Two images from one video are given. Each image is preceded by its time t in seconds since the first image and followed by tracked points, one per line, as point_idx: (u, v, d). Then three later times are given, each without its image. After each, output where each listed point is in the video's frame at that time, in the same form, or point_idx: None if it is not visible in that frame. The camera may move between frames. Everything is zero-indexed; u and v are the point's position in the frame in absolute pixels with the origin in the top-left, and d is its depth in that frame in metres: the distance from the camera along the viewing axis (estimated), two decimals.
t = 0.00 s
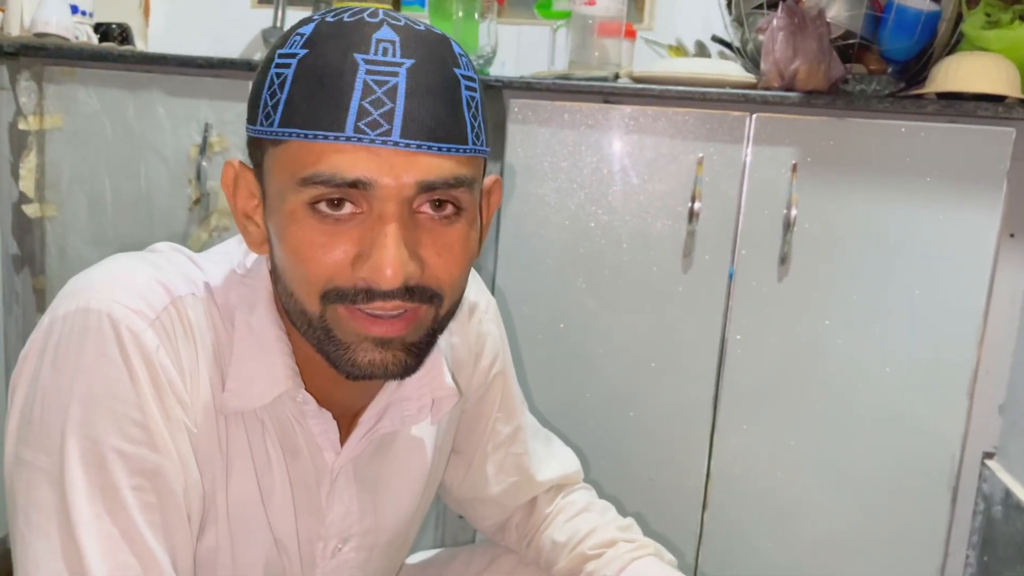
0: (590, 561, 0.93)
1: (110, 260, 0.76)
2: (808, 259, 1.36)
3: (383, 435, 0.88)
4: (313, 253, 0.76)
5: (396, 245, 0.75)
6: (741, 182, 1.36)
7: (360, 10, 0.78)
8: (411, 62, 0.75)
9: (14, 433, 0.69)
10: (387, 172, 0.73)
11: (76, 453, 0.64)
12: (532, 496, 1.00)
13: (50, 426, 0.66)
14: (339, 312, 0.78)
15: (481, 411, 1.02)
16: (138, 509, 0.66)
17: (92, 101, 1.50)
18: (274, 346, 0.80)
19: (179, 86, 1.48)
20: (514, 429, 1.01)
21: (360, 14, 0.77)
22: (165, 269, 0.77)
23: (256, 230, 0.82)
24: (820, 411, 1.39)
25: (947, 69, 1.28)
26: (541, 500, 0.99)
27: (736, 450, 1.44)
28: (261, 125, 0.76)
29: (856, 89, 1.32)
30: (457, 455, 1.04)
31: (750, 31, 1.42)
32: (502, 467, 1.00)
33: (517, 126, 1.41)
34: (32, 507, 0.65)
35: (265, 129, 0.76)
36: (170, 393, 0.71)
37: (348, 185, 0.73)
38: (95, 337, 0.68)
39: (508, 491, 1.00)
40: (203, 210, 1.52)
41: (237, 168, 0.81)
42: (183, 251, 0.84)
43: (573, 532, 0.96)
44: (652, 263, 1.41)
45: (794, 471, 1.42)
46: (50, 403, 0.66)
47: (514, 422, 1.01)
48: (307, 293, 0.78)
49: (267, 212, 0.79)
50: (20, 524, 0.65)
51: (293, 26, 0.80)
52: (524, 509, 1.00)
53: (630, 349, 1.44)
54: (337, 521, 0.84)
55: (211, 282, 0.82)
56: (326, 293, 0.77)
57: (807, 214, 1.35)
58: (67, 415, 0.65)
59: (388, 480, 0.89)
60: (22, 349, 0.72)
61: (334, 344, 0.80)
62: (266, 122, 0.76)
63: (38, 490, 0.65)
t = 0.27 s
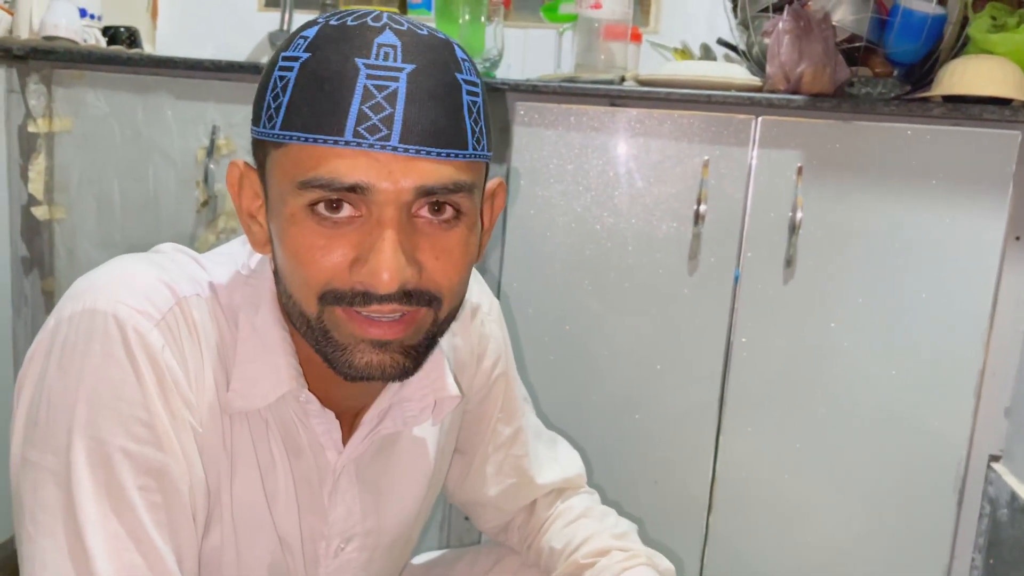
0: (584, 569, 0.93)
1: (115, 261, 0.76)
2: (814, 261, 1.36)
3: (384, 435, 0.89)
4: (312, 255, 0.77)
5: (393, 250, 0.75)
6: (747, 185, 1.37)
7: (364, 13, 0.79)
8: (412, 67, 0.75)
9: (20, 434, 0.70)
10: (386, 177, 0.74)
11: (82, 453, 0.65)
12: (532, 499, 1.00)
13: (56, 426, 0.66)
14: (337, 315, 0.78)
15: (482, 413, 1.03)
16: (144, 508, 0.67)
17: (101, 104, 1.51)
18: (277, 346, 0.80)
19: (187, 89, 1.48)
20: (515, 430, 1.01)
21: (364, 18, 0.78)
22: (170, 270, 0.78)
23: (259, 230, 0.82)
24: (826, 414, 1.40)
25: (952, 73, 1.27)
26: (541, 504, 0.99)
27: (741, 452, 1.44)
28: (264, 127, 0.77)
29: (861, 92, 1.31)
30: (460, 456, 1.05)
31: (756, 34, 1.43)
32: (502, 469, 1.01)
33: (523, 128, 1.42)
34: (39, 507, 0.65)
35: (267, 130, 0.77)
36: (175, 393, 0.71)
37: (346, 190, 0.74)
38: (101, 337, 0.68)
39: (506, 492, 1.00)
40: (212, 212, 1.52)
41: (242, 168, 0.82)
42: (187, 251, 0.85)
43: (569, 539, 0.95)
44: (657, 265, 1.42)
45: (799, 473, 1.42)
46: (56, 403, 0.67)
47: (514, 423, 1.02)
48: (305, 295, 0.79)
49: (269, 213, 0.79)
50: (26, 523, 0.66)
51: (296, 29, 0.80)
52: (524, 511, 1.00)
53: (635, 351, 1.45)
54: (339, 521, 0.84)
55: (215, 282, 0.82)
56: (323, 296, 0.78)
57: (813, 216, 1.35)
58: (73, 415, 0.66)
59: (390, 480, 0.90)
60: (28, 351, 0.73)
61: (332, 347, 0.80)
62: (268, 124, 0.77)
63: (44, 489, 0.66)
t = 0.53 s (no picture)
0: None
1: (115, 261, 0.76)
2: (819, 262, 1.36)
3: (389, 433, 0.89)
4: (311, 256, 0.77)
5: (392, 252, 0.75)
6: (752, 186, 1.36)
7: (365, 12, 0.79)
8: (411, 67, 0.75)
9: (21, 433, 0.69)
10: (385, 178, 0.73)
11: (84, 453, 0.65)
12: (534, 503, 0.99)
13: (57, 427, 0.66)
14: (335, 317, 0.78)
15: (487, 413, 1.03)
16: (145, 508, 0.67)
17: (106, 104, 1.51)
18: (280, 344, 0.80)
19: (192, 89, 1.49)
20: (518, 430, 1.01)
21: (364, 17, 0.78)
22: (171, 269, 0.78)
23: (259, 231, 0.82)
24: (830, 415, 1.39)
25: (958, 75, 1.27)
26: (543, 508, 0.99)
27: (745, 453, 1.43)
28: (263, 126, 0.77)
29: (867, 94, 1.37)
30: (466, 457, 1.05)
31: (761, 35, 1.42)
32: (504, 470, 1.00)
33: (527, 129, 1.42)
34: (40, 507, 0.65)
35: (267, 130, 0.77)
36: (177, 392, 0.71)
37: (345, 190, 0.74)
38: (102, 337, 0.68)
39: (508, 493, 1.00)
40: (215, 213, 1.53)
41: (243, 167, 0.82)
42: (188, 250, 0.85)
43: (569, 545, 0.95)
44: (662, 266, 1.41)
45: (803, 475, 1.42)
46: (58, 403, 0.67)
47: (518, 424, 1.02)
48: (304, 296, 0.79)
49: (269, 213, 0.80)
50: (27, 524, 0.66)
51: (296, 27, 0.80)
52: (528, 515, 1.00)
53: (639, 353, 1.45)
54: (345, 519, 0.83)
55: (216, 281, 0.82)
56: (322, 297, 0.78)
57: (817, 218, 1.35)
58: (74, 415, 0.66)
59: (395, 480, 0.89)
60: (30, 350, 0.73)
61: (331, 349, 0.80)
62: (268, 124, 0.77)
63: (45, 490, 0.65)
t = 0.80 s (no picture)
0: None
1: (106, 264, 0.75)
2: (820, 266, 1.35)
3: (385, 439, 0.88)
4: (306, 256, 0.76)
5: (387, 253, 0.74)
6: (754, 189, 1.36)
7: (365, 14, 0.79)
8: (408, 67, 0.75)
9: (12, 436, 0.69)
10: (381, 177, 0.73)
11: (73, 459, 0.64)
12: (531, 509, 0.98)
13: (47, 431, 0.66)
14: (331, 319, 0.77)
15: (485, 419, 1.02)
16: (134, 515, 0.66)
17: (106, 105, 1.51)
18: (272, 350, 0.80)
19: (192, 90, 1.48)
20: (516, 436, 1.00)
21: (363, 18, 0.78)
22: (163, 272, 0.77)
23: (256, 234, 0.82)
24: (831, 420, 1.39)
25: (961, 78, 1.27)
26: (541, 514, 0.98)
27: (746, 457, 1.43)
28: (260, 126, 0.77)
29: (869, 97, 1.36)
30: (463, 463, 1.05)
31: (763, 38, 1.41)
32: (502, 477, 0.99)
33: (528, 131, 1.41)
34: (29, 513, 0.65)
35: (264, 130, 0.76)
36: (169, 398, 0.70)
37: (340, 189, 0.73)
38: (92, 341, 0.67)
39: (504, 499, 0.99)
40: (214, 214, 1.52)
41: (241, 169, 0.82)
42: (182, 253, 0.84)
43: (567, 550, 0.94)
44: (662, 269, 1.41)
45: (804, 480, 1.41)
46: (48, 407, 0.66)
47: (516, 430, 1.01)
48: (299, 297, 0.78)
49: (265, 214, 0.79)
50: (16, 529, 0.65)
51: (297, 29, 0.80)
52: (526, 521, 0.99)
53: (639, 356, 1.44)
54: (337, 526, 0.83)
55: (210, 285, 0.81)
56: (317, 299, 0.77)
57: (819, 221, 1.34)
58: (64, 420, 0.65)
59: (390, 486, 0.89)
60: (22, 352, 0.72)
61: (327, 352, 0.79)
62: (265, 124, 0.76)
63: (35, 495, 0.65)
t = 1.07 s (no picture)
0: None
1: (100, 268, 0.74)
2: (821, 270, 1.35)
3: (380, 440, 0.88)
4: (312, 244, 0.75)
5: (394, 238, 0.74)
6: (755, 193, 1.35)
7: (369, 12, 0.79)
8: (414, 59, 0.75)
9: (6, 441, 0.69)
10: (388, 163, 0.73)
11: (65, 463, 0.64)
12: (532, 511, 0.98)
13: (39, 435, 0.65)
14: (336, 308, 0.76)
15: (482, 423, 1.02)
16: (127, 520, 0.66)
17: (106, 107, 1.51)
18: (272, 350, 0.79)
19: (193, 93, 1.48)
20: (515, 440, 1.00)
21: (368, 15, 0.79)
22: (157, 275, 0.76)
23: (259, 229, 0.81)
24: (832, 424, 1.38)
25: (964, 82, 1.26)
26: (542, 517, 0.98)
27: (747, 462, 1.42)
28: (266, 120, 0.76)
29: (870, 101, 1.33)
30: (460, 468, 1.04)
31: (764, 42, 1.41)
32: (501, 481, 0.99)
33: (529, 134, 1.41)
34: (21, 517, 0.65)
35: (270, 122, 0.76)
36: (163, 402, 0.70)
37: (347, 176, 0.73)
38: (85, 345, 0.67)
39: (503, 503, 0.99)
40: (215, 217, 1.52)
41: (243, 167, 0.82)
42: (177, 256, 0.83)
43: (572, 548, 0.93)
44: (663, 273, 1.40)
45: (805, 485, 1.41)
46: (41, 411, 0.66)
47: (515, 433, 1.00)
48: (304, 287, 0.77)
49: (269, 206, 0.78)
50: (9, 534, 0.65)
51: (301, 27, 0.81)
52: (526, 525, 0.99)
53: (640, 360, 1.44)
54: (333, 528, 0.83)
55: (205, 287, 0.81)
56: (323, 288, 0.76)
57: (820, 226, 1.34)
58: (56, 425, 0.65)
59: (386, 488, 0.88)
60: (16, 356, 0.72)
61: (332, 344, 0.79)
62: (271, 117, 0.76)
63: (27, 500, 0.65)
